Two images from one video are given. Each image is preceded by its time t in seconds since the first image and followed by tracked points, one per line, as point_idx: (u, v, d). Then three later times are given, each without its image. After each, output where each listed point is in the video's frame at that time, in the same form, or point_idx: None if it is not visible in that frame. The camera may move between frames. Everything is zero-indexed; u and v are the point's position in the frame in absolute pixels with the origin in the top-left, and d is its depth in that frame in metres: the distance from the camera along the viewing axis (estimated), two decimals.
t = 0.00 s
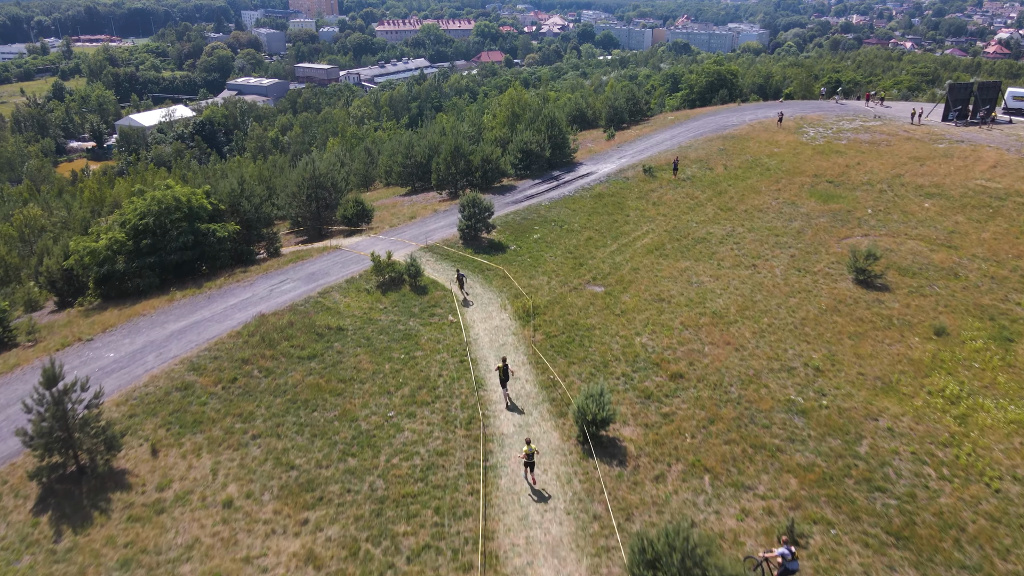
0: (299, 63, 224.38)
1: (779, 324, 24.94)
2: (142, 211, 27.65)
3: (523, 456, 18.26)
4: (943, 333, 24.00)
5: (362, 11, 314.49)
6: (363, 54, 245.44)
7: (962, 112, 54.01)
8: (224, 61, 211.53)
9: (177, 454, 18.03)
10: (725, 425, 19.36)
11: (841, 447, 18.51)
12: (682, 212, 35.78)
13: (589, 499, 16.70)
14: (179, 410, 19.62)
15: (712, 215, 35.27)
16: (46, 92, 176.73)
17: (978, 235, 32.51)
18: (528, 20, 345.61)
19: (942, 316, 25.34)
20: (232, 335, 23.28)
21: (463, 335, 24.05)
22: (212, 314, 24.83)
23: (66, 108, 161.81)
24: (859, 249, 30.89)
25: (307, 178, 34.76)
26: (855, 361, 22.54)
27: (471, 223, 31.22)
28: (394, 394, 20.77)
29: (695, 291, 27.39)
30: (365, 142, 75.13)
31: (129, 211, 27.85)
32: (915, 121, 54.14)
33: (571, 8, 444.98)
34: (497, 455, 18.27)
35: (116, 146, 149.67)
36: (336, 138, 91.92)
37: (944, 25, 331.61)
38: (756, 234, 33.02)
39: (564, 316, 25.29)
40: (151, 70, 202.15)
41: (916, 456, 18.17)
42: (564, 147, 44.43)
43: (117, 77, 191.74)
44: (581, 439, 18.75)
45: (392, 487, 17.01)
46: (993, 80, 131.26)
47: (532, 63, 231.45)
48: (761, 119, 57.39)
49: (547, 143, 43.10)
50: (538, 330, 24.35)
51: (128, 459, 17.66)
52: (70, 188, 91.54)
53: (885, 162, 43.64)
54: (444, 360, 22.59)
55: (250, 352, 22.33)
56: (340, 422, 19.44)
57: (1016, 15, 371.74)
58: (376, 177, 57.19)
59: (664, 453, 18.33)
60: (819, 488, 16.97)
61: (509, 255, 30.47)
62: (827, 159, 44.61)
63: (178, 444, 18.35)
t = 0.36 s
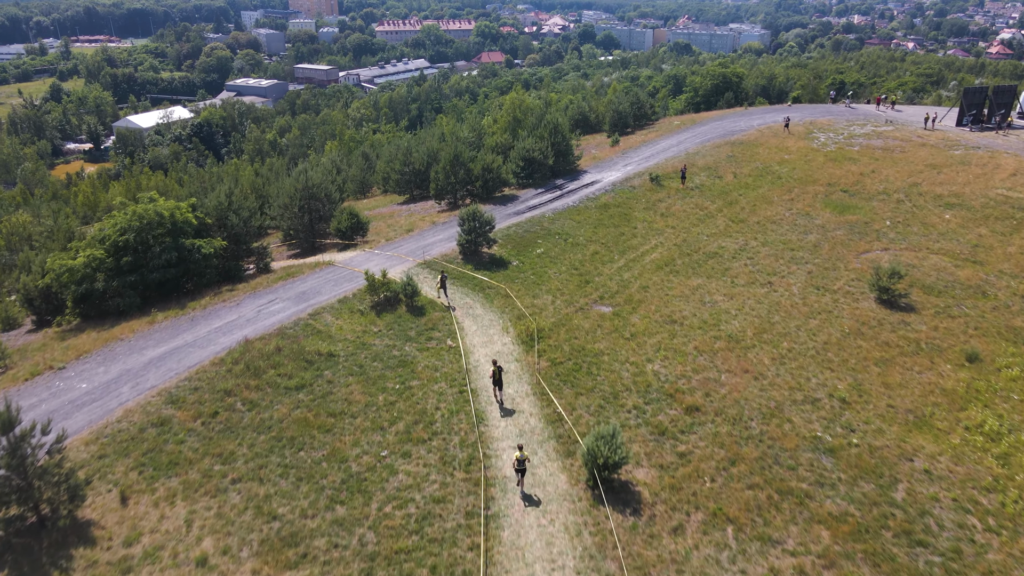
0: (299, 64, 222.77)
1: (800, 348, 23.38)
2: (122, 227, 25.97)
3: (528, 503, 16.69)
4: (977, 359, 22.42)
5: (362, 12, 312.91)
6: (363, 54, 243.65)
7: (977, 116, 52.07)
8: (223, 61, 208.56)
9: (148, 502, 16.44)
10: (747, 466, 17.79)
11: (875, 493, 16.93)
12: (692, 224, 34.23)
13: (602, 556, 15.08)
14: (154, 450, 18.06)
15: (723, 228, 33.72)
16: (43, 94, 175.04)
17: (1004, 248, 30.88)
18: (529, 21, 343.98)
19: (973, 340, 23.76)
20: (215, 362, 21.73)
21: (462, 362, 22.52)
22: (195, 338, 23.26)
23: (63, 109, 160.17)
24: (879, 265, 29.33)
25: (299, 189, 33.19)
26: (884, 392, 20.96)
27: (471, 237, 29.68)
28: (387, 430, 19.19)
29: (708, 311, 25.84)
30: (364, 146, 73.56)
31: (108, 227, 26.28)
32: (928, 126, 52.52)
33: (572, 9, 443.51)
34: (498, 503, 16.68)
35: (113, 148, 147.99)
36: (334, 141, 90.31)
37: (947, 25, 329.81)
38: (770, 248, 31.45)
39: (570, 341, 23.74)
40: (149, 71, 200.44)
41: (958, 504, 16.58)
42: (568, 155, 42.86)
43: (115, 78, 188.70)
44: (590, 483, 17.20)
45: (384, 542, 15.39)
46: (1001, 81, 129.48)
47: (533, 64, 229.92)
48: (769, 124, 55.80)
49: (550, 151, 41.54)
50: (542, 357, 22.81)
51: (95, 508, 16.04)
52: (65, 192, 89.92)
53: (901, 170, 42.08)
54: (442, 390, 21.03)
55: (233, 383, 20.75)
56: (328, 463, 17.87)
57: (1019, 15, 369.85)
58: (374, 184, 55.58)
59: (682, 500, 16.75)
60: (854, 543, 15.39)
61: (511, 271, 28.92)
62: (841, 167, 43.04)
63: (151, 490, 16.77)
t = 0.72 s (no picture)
0: (300, 65, 221.45)
1: (824, 373, 21.93)
2: (105, 242, 24.75)
3: (535, 554, 15.22)
4: (1013, 387, 20.95)
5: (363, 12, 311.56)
6: (365, 54, 241.97)
7: (993, 120, 50.88)
8: (223, 61, 205.76)
9: (119, 552, 14.88)
10: (773, 510, 16.32)
11: (915, 542, 15.44)
12: (703, 235, 32.81)
13: None
14: (128, 491, 16.58)
15: (736, 240, 32.32)
16: (42, 95, 173.63)
17: None
18: (531, 21, 342.52)
19: (1007, 364, 22.29)
20: (199, 390, 20.31)
21: (463, 389, 21.10)
22: (179, 362, 21.85)
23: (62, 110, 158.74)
24: (902, 282, 27.89)
25: (293, 199, 31.86)
26: (916, 424, 19.50)
27: (473, 251, 28.31)
28: (382, 468, 17.76)
29: (723, 332, 24.43)
30: (364, 150, 72.04)
31: (91, 242, 25.03)
32: (943, 130, 51.01)
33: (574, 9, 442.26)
34: (503, 553, 15.21)
35: (112, 150, 146.56)
36: (334, 144, 88.84)
37: (950, 26, 328.09)
38: (786, 262, 30.01)
39: (577, 366, 22.33)
40: (149, 71, 199.00)
41: (1006, 555, 15.10)
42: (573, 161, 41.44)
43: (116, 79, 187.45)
44: (603, 530, 15.71)
45: None
46: (1009, 83, 127.95)
47: (535, 65, 228.45)
48: (779, 128, 54.36)
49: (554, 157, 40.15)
50: (549, 384, 21.40)
51: (60, 559, 14.41)
52: (61, 196, 88.44)
53: (918, 178, 40.62)
54: (442, 423, 19.58)
55: (217, 412, 19.32)
56: (317, 506, 16.41)
57: None
58: (373, 190, 54.17)
59: (705, 551, 15.25)
60: None
61: (515, 287, 27.52)
62: (855, 174, 41.62)
63: (123, 538, 15.25)
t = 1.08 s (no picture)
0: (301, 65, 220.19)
1: (848, 399, 20.60)
2: (86, 256, 23.39)
3: None
4: None
5: (365, 12, 310.21)
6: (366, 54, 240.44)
7: (1009, 124, 49.38)
8: (225, 61, 204.21)
9: None
10: (802, 558, 14.96)
11: None
12: (715, 246, 31.50)
13: None
14: (100, 534, 15.18)
15: (750, 251, 31.00)
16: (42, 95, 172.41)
17: None
18: (533, 21, 341.11)
19: None
20: (181, 419, 18.97)
21: (465, 416, 19.78)
22: (162, 387, 20.54)
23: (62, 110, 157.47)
24: (926, 297, 26.49)
25: (288, 208, 30.51)
26: (950, 457, 18.12)
27: (475, 264, 26.98)
28: (376, 507, 16.42)
29: (740, 352, 23.13)
30: (364, 153, 70.71)
31: (71, 257, 23.69)
32: (958, 135, 49.63)
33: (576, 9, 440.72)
34: None
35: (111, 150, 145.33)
36: (334, 147, 87.48)
37: (955, 26, 326.26)
38: (803, 275, 28.65)
39: (586, 391, 21.00)
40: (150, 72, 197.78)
41: None
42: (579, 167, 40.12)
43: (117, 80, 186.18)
44: None
45: None
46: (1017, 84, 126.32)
47: (537, 66, 226.98)
48: (789, 132, 53.01)
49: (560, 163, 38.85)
50: (555, 411, 20.06)
51: None
52: (58, 198, 87.12)
53: (936, 184, 39.25)
54: (441, 454, 18.26)
55: (200, 444, 17.97)
56: (305, 552, 15.05)
57: None
58: (373, 195, 52.87)
59: None
60: None
61: (519, 302, 26.19)
62: (871, 181, 40.28)
63: None
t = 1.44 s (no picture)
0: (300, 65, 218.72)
1: (877, 429, 19.18)
2: (62, 273, 21.97)
3: None
4: None
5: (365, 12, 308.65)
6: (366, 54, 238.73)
7: None
8: (225, 62, 202.53)
9: None
10: None
11: None
12: (727, 258, 30.09)
13: None
14: None
15: (764, 264, 29.60)
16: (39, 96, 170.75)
17: None
18: (534, 21, 339.53)
19: None
20: (159, 453, 17.53)
21: (465, 449, 18.35)
22: (140, 416, 19.10)
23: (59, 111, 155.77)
24: (953, 314, 25.06)
25: (279, 219, 29.07)
26: (992, 497, 16.68)
27: (476, 279, 25.55)
28: (368, 555, 14.96)
29: (758, 375, 21.73)
30: (363, 156, 69.27)
31: (47, 274, 22.28)
32: (972, 139, 48.14)
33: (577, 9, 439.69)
34: None
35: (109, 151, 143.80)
36: (333, 149, 85.99)
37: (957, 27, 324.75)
38: (821, 289, 27.23)
39: (595, 421, 19.59)
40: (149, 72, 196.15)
41: None
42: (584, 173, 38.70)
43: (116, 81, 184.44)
44: None
45: None
46: None
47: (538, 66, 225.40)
48: (798, 135, 51.61)
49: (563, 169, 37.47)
50: (562, 444, 18.65)
51: None
52: (52, 201, 85.54)
53: (954, 192, 37.80)
54: (439, 494, 16.81)
55: (178, 482, 16.48)
56: None
57: None
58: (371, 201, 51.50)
59: None
60: None
61: (523, 320, 24.77)
62: (886, 187, 38.84)
63: None
